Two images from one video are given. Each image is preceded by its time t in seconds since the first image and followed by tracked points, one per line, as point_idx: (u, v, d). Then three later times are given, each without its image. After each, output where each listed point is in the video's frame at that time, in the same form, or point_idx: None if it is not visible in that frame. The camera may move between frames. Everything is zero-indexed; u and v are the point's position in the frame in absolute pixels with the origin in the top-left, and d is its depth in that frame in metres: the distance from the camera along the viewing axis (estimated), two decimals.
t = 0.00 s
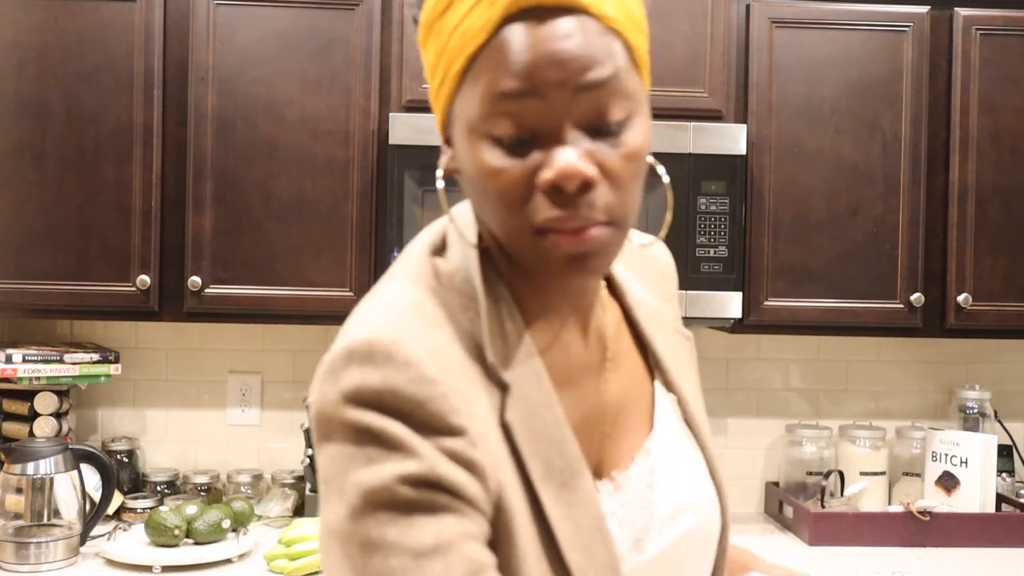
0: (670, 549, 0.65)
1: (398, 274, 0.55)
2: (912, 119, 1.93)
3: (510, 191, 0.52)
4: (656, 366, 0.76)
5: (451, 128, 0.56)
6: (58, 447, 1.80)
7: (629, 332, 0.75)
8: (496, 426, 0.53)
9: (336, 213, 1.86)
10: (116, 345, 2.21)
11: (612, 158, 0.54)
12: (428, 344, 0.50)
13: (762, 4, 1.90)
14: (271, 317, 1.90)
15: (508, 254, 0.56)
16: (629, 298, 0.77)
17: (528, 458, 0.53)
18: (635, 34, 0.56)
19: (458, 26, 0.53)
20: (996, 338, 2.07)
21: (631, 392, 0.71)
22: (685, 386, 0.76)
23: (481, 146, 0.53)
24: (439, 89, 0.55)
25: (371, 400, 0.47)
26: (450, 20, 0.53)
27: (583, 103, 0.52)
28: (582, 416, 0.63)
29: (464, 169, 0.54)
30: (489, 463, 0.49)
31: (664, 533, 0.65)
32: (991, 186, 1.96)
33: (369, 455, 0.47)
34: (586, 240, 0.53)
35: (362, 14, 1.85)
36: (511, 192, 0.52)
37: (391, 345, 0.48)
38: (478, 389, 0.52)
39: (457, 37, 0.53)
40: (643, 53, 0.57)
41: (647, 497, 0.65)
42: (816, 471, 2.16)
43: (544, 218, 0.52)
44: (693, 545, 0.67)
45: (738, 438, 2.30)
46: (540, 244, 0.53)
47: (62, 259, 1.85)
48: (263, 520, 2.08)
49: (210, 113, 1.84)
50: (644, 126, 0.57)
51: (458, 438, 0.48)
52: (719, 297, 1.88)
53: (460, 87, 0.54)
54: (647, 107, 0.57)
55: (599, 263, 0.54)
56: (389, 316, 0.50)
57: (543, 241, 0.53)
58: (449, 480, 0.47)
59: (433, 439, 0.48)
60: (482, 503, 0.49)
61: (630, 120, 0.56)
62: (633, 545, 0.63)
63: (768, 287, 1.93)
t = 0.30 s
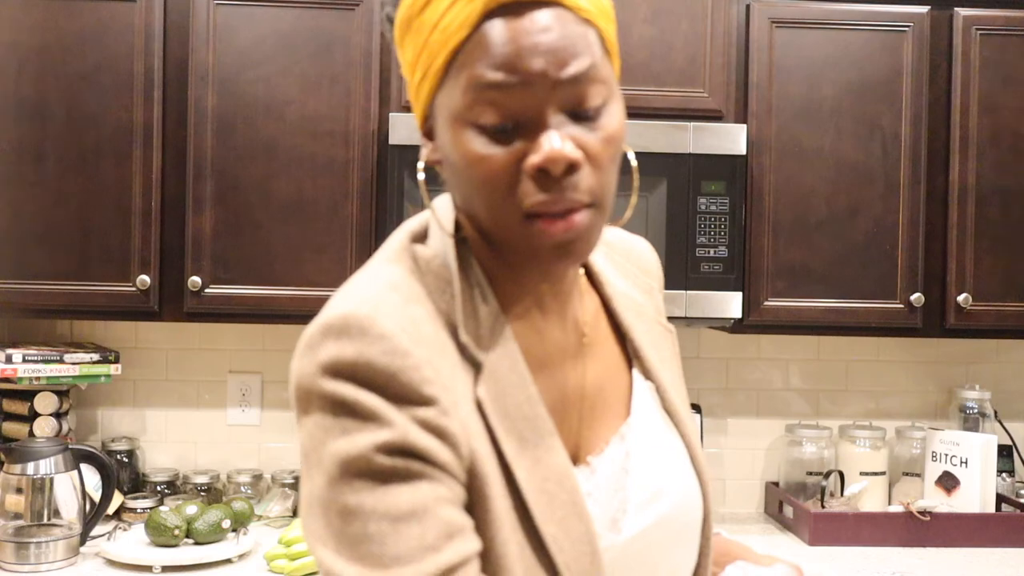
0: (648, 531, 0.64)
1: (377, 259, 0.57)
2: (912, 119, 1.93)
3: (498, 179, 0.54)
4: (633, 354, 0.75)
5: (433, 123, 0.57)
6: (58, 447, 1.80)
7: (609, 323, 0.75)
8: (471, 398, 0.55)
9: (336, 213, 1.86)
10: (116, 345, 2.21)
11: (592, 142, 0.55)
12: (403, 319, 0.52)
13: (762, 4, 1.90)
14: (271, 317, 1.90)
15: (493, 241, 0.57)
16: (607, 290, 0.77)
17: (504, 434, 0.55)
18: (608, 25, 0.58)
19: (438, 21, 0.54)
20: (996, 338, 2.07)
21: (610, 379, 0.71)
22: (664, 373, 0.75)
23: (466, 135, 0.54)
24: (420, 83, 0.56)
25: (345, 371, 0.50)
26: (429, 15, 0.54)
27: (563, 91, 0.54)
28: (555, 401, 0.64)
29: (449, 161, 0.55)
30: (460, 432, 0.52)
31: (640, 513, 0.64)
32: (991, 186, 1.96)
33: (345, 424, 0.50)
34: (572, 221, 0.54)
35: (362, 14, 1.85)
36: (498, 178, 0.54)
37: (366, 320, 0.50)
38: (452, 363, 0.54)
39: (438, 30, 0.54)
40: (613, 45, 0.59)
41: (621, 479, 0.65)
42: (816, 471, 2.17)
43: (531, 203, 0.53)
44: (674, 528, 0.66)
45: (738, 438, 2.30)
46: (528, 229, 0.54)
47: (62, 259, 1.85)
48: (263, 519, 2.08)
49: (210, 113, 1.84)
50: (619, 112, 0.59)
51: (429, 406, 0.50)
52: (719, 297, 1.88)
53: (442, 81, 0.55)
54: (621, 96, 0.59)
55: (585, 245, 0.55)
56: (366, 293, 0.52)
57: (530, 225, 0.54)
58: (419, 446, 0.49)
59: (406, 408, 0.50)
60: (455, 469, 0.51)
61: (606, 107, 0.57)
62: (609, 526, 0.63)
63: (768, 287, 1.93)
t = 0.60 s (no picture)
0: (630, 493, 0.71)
1: (358, 250, 0.68)
2: (912, 119, 1.93)
3: (516, 168, 0.62)
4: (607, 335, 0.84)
5: (440, 112, 0.64)
6: (58, 447, 1.80)
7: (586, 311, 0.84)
8: (435, 374, 0.64)
9: (336, 213, 1.86)
10: (116, 344, 2.21)
11: (593, 141, 0.66)
12: (364, 305, 0.62)
13: (762, 4, 1.90)
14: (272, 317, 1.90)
15: (489, 223, 0.66)
16: (583, 280, 0.85)
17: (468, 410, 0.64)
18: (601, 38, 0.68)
19: (462, 22, 0.62)
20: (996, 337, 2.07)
21: (581, 358, 0.79)
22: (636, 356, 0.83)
23: (484, 127, 0.62)
24: (431, 75, 0.63)
25: (306, 353, 0.61)
26: (450, 16, 0.62)
27: (573, 94, 0.64)
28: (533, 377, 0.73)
29: (461, 148, 0.63)
30: (412, 412, 0.61)
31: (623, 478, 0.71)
32: (991, 186, 1.96)
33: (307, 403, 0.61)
34: (569, 208, 0.65)
35: (362, 15, 1.85)
36: (514, 167, 0.62)
37: (327, 308, 0.61)
38: (414, 338, 0.64)
39: (461, 31, 0.62)
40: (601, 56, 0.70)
41: (605, 446, 0.72)
42: (816, 471, 2.17)
43: (543, 191, 0.63)
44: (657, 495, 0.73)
45: (738, 438, 2.30)
46: (537, 213, 0.64)
47: (63, 259, 1.85)
48: (263, 519, 2.08)
49: (210, 112, 1.84)
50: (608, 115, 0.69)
51: (379, 388, 0.60)
52: (719, 297, 1.89)
53: (460, 76, 0.63)
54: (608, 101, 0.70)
55: (582, 228, 0.66)
56: (332, 284, 0.63)
57: (541, 210, 0.64)
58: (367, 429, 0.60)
59: (361, 389, 0.60)
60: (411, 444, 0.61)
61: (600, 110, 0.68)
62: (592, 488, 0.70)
63: (768, 287, 1.93)
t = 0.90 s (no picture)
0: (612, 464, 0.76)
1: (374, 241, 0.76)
2: (912, 119, 1.93)
3: (578, 161, 0.72)
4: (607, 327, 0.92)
5: (509, 108, 0.73)
6: (58, 447, 1.80)
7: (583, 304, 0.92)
8: (421, 353, 0.70)
9: (336, 213, 1.86)
10: (117, 344, 2.21)
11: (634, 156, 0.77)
12: (370, 282, 0.69)
13: (762, 4, 1.90)
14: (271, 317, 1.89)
15: (533, 214, 0.75)
16: (583, 276, 0.94)
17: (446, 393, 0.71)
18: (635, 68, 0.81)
19: (546, 31, 0.72)
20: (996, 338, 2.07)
21: (579, 345, 0.87)
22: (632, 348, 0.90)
23: (552, 125, 0.72)
24: (505, 72, 0.73)
25: (310, 319, 0.68)
26: (532, 24, 0.72)
27: (625, 110, 0.75)
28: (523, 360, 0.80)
29: (530, 140, 0.72)
30: (389, 385, 0.67)
31: (607, 449, 0.77)
32: (991, 187, 1.96)
33: (298, 370, 0.69)
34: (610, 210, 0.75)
35: (362, 15, 1.85)
36: (573, 164, 0.72)
37: (334, 281, 0.69)
38: (411, 318, 0.70)
39: (544, 38, 0.72)
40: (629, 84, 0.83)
41: (589, 421, 0.78)
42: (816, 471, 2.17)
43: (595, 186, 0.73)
44: (639, 468, 0.78)
45: (738, 438, 2.30)
46: (587, 204, 0.74)
47: (63, 259, 1.85)
48: (263, 519, 2.08)
49: (211, 113, 1.84)
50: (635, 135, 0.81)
51: (365, 359, 0.67)
52: (719, 297, 1.89)
53: (536, 76, 0.73)
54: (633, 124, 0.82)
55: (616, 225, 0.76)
56: (341, 263, 0.70)
57: (591, 203, 0.74)
58: (345, 397, 0.67)
59: (349, 358, 0.67)
60: (384, 417, 0.68)
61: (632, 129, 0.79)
62: (577, 457, 0.76)
63: (768, 287, 1.93)
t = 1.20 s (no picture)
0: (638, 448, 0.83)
1: (414, 236, 0.81)
2: (912, 119, 1.93)
3: (609, 181, 0.77)
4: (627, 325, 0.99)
5: (552, 120, 0.78)
6: (58, 446, 1.80)
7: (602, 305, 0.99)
8: (461, 337, 0.75)
9: (336, 213, 1.86)
10: (116, 344, 2.21)
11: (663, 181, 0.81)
12: (412, 271, 0.75)
13: (762, 4, 1.90)
14: (271, 317, 1.89)
15: (562, 224, 0.80)
16: (603, 280, 1.01)
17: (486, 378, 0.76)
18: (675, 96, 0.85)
19: (599, 54, 0.76)
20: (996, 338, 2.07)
21: (600, 342, 0.93)
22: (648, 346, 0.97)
23: (589, 144, 0.77)
24: (553, 87, 0.77)
25: (356, 303, 0.73)
26: (584, 44, 0.77)
27: (661, 138, 0.79)
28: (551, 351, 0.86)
29: (567, 154, 0.77)
30: (430, 365, 0.73)
31: (633, 433, 0.83)
32: (991, 186, 1.96)
33: (341, 352, 0.73)
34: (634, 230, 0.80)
35: (362, 15, 1.85)
36: (605, 184, 0.77)
37: (378, 268, 0.74)
38: (453, 304, 0.76)
39: (593, 60, 0.76)
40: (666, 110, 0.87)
41: (616, 410, 0.85)
42: (816, 471, 2.17)
43: (621, 207, 0.78)
44: (660, 453, 0.85)
45: (738, 438, 2.30)
46: (613, 223, 0.79)
47: (63, 259, 1.85)
48: (263, 519, 2.08)
49: (210, 112, 1.84)
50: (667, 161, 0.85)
51: (409, 340, 0.72)
52: (719, 298, 1.89)
53: (582, 94, 0.77)
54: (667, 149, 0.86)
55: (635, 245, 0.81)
56: (385, 253, 0.76)
57: (616, 222, 0.78)
58: (391, 377, 0.71)
59: (394, 340, 0.72)
60: (425, 396, 0.72)
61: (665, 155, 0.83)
62: (608, 442, 0.81)
63: (768, 287, 1.93)
